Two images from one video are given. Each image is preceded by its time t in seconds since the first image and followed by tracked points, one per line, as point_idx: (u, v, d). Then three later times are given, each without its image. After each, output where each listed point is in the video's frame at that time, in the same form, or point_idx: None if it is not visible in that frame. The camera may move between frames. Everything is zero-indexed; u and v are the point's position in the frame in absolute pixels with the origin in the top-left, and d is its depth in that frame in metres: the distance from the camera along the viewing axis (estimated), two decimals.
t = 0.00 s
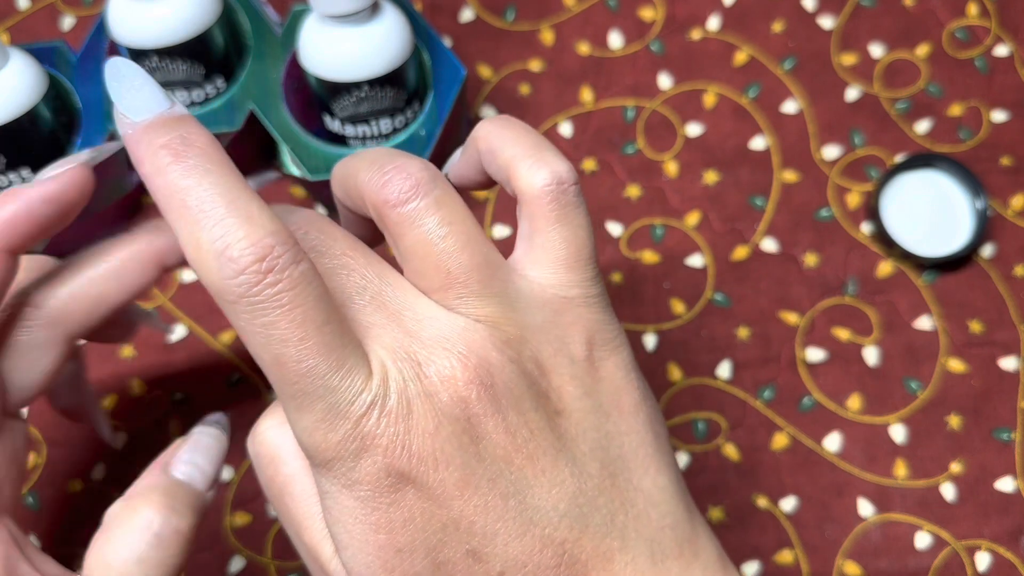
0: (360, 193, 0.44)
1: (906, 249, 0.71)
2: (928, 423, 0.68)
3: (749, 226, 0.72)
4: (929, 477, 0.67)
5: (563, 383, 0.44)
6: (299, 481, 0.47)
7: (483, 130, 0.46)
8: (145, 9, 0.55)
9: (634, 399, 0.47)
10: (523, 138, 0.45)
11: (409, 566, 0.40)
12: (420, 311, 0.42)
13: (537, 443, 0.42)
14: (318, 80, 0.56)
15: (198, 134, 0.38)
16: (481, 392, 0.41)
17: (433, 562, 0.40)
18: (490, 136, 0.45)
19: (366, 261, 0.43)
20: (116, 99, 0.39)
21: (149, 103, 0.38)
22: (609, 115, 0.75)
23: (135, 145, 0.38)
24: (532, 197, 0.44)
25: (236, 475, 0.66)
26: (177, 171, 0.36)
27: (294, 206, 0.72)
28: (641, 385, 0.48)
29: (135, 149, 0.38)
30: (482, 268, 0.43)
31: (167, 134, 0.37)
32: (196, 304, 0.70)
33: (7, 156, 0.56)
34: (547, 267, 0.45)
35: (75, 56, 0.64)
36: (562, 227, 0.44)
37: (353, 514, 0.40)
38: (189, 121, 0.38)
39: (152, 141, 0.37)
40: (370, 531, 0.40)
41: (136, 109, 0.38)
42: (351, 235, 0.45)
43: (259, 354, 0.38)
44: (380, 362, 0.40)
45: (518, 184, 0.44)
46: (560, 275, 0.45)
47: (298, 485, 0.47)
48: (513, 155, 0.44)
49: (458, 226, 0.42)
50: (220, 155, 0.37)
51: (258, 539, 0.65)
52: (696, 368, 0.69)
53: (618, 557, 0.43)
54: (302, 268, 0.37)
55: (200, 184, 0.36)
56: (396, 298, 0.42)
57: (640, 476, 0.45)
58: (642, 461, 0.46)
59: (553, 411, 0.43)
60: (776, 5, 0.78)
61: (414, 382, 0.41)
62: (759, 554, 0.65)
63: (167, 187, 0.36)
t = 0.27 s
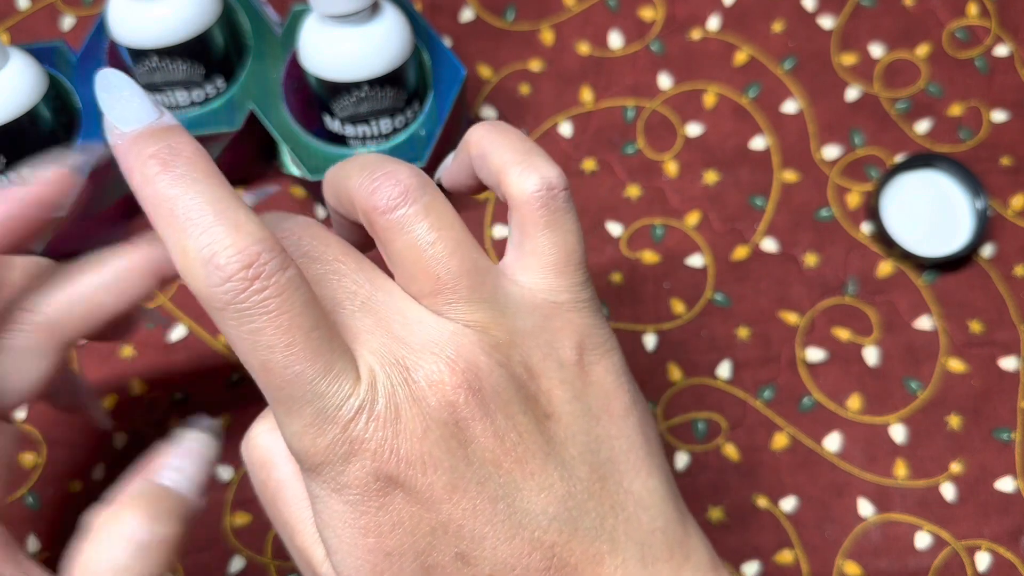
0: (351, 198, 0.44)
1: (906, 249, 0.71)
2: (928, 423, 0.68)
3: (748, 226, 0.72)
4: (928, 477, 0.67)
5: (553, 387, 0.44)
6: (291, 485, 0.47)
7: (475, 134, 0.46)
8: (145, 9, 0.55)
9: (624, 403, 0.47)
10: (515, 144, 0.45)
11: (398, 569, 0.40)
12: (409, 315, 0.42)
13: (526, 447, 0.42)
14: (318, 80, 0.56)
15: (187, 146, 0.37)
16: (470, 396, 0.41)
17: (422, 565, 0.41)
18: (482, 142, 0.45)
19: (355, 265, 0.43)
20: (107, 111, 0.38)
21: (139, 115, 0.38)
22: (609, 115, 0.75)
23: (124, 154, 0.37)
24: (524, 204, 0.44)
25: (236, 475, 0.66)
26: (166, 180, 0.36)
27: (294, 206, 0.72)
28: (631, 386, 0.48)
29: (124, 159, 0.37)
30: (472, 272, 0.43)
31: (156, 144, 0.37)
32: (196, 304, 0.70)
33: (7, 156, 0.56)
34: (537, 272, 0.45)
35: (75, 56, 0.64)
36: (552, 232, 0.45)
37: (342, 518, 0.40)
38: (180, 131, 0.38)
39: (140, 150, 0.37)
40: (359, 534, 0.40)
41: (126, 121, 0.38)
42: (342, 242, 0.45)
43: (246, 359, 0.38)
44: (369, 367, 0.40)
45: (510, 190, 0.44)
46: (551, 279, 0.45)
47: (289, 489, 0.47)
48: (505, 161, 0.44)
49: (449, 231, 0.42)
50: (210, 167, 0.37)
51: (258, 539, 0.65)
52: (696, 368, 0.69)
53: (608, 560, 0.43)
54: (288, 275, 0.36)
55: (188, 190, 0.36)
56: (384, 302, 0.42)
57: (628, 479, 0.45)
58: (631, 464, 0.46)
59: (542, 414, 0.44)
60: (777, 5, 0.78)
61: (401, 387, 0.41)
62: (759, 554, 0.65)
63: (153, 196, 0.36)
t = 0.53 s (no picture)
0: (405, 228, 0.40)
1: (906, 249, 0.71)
2: (928, 423, 0.68)
3: (749, 226, 0.72)
4: (929, 477, 0.67)
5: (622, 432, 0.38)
6: (346, 542, 0.42)
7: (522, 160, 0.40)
8: (145, 9, 0.55)
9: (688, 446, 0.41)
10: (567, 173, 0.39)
11: None
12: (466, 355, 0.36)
13: (597, 497, 0.36)
14: (318, 80, 0.56)
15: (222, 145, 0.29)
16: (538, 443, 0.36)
17: None
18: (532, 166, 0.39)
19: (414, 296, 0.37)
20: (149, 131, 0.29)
21: (185, 130, 0.29)
22: (609, 115, 0.75)
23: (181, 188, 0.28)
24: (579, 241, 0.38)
25: (236, 475, 0.66)
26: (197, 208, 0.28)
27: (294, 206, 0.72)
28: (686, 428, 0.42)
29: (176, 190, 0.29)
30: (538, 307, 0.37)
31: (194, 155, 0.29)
32: (196, 304, 0.70)
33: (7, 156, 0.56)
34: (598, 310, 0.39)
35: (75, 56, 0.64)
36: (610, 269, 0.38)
37: None
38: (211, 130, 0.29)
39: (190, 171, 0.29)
40: None
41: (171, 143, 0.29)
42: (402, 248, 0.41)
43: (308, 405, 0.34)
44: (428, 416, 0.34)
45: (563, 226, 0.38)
46: (614, 315, 0.39)
47: (345, 545, 0.42)
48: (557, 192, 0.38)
49: (510, 263, 0.37)
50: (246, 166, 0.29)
51: (258, 539, 0.65)
52: (696, 368, 0.69)
53: None
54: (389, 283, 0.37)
55: (223, 191, 0.28)
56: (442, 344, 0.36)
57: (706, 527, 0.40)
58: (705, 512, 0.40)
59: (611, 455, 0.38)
60: (777, 5, 0.78)
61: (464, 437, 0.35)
62: (760, 554, 0.65)
63: (220, 238, 0.28)
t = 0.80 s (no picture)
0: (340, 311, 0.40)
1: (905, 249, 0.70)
2: (928, 423, 0.68)
3: (748, 226, 0.72)
4: (928, 477, 0.67)
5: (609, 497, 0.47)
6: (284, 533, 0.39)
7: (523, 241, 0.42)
8: (145, 8, 0.55)
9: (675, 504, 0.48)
10: (568, 280, 0.43)
11: None
12: (444, 479, 0.42)
13: (554, 515, 0.43)
14: (317, 80, 0.56)
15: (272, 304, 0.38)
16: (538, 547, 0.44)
17: None
18: (539, 262, 0.42)
19: (351, 415, 0.39)
20: (194, 293, 0.37)
21: (189, 418, 0.39)
22: (609, 115, 0.75)
23: (190, 479, 0.39)
24: (578, 352, 0.43)
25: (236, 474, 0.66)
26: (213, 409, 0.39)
27: (294, 206, 0.72)
28: (677, 484, 0.48)
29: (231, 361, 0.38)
30: (524, 429, 0.41)
31: (259, 334, 0.37)
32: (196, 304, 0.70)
33: (7, 156, 0.56)
34: (612, 408, 0.43)
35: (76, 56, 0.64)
36: (613, 360, 0.43)
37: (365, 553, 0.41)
38: (258, 292, 0.37)
39: (254, 347, 0.38)
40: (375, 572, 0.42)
41: (226, 317, 0.37)
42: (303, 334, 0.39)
43: None
44: (427, 549, 0.42)
45: (563, 334, 0.43)
46: (624, 421, 0.43)
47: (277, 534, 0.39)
48: (560, 301, 0.42)
49: (474, 372, 0.40)
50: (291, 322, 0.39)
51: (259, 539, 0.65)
52: (696, 368, 0.69)
53: None
54: (313, 375, 0.38)
55: (278, 359, 0.38)
56: (416, 479, 0.41)
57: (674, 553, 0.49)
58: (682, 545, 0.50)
59: (593, 525, 0.44)
60: (776, 5, 0.78)
61: (471, 557, 0.42)
62: (760, 553, 0.65)
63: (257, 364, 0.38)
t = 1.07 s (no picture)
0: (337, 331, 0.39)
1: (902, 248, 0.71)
2: (926, 422, 0.69)
3: (747, 226, 0.73)
4: (926, 476, 0.68)
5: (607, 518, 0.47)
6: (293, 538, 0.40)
7: (536, 261, 0.40)
8: (146, 9, 0.55)
9: (675, 529, 0.49)
10: (581, 304, 0.42)
11: None
12: (437, 500, 0.42)
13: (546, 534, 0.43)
14: (318, 81, 0.57)
15: (268, 325, 0.38)
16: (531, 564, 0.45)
17: None
18: (552, 286, 0.41)
19: (346, 435, 0.39)
20: (191, 316, 0.36)
21: (203, 423, 0.39)
22: (609, 116, 0.75)
23: (202, 477, 0.40)
24: (587, 380, 0.43)
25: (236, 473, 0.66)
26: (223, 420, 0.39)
27: (295, 206, 0.73)
28: (678, 511, 0.48)
29: (227, 377, 0.39)
30: (520, 456, 0.42)
31: (255, 355, 0.38)
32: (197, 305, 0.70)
33: (9, 156, 0.57)
34: (616, 437, 0.44)
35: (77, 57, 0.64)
36: (619, 390, 0.43)
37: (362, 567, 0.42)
38: (253, 315, 0.37)
39: (249, 366, 0.38)
40: None
41: (222, 340, 0.37)
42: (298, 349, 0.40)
43: None
44: (419, 565, 0.43)
45: (573, 362, 0.43)
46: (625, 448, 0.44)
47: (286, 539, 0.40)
48: (571, 328, 0.42)
49: (470, 399, 0.41)
50: (287, 342, 0.39)
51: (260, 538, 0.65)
52: (695, 367, 0.70)
53: None
54: (308, 397, 0.39)
55: (275, 381, 0.38)
56: (409, 499, 0.42)
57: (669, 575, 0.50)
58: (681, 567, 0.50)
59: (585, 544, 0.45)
60: (775, 7, 0.78)
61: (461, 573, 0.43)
62: (758, 552, 0.66)
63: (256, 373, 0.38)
